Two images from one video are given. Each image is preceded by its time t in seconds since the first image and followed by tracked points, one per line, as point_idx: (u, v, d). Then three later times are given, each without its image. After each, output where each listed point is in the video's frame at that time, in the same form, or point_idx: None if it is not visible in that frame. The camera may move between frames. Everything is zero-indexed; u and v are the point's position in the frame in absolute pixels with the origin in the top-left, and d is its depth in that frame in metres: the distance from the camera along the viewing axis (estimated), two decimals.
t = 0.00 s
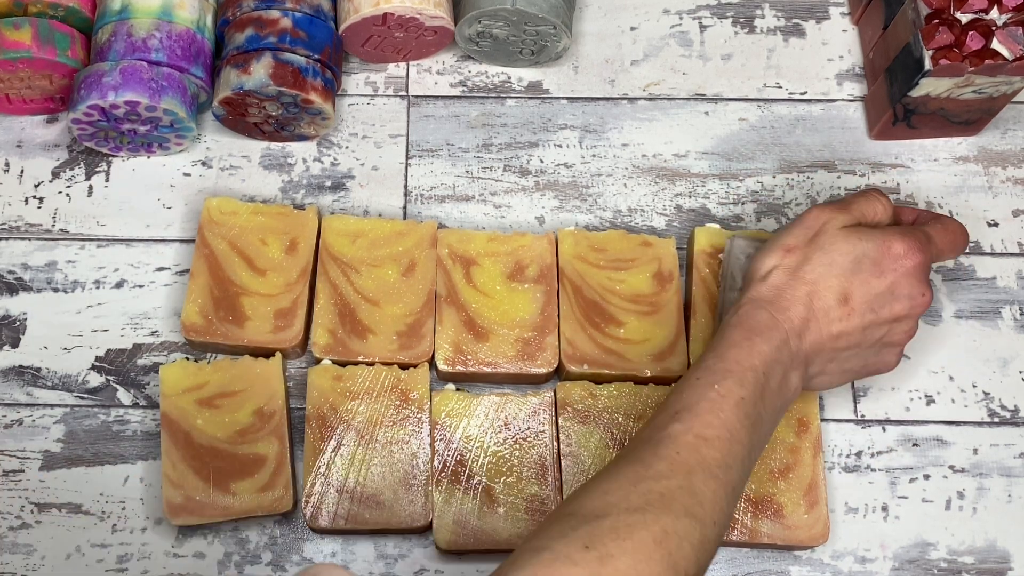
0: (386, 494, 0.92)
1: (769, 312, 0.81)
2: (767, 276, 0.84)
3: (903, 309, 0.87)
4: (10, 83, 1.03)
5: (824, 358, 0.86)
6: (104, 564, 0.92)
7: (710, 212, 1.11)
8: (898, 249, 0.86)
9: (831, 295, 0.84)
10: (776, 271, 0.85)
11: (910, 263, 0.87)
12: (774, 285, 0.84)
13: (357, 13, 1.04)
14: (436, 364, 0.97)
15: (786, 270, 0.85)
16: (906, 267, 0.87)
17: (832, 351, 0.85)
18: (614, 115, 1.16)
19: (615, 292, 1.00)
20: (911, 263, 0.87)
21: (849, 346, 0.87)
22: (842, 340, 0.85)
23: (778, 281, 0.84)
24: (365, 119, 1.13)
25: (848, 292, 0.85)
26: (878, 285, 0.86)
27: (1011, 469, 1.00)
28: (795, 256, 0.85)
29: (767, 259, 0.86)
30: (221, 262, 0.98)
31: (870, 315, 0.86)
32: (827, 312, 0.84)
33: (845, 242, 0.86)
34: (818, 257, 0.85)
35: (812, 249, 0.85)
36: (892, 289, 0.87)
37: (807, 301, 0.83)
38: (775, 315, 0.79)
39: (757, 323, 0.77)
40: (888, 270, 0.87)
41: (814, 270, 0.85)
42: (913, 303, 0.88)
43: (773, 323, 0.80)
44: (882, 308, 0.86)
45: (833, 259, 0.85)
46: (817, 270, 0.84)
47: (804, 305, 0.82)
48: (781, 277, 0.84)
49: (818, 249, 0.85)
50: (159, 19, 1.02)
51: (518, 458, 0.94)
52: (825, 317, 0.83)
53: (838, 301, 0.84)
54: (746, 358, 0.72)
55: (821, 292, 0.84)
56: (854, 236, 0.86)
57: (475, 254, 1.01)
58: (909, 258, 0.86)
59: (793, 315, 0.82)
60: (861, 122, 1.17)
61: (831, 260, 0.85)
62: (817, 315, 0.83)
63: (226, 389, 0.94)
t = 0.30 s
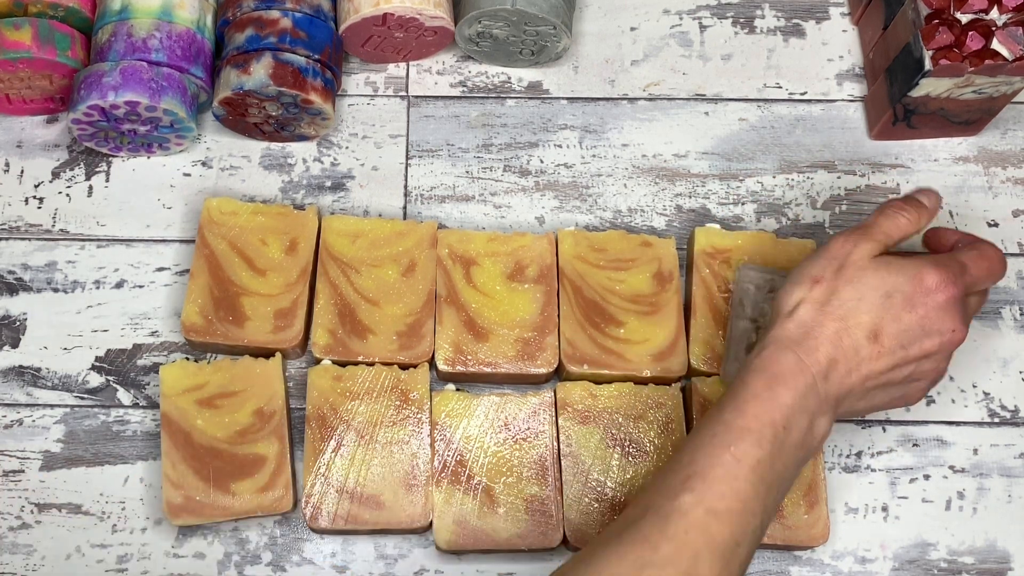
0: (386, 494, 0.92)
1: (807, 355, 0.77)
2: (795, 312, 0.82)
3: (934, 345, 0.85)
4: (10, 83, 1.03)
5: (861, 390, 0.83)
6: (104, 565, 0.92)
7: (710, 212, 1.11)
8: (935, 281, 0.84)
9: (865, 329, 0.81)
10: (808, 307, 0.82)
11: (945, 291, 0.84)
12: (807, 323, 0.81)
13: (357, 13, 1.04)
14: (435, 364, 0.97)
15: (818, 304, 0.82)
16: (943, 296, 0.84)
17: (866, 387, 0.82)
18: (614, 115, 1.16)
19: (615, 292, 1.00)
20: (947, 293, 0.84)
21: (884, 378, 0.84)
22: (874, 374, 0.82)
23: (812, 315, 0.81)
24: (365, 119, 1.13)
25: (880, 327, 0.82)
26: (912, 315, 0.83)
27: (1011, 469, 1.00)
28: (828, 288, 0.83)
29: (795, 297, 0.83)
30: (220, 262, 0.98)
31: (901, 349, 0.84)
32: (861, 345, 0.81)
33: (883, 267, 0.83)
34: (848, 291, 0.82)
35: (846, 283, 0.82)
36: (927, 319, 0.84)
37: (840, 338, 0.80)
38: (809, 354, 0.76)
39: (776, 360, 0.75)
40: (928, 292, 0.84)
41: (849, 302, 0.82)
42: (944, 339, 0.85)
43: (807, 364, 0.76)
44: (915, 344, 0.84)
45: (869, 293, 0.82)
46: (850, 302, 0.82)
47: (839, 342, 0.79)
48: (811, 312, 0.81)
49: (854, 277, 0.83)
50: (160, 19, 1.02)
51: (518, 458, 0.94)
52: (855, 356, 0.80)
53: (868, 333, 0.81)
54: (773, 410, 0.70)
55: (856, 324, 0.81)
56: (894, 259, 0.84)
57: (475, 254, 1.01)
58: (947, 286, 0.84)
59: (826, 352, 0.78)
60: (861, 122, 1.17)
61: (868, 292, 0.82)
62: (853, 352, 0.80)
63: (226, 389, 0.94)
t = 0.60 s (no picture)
0: (385, 494, 0.92)
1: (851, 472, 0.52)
2: (878, 399, 0.54)
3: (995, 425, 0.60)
4: (10, 83, 1.03)
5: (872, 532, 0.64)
6: (103, 565, 0.92)
7: (711, 212, 1.11)
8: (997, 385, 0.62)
9: (946, 471, 0.54)
10: (893, 410, 0.53)
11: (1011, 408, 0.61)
12: (884, 420, 0.53)
13: (358, 13, 1.04)
14: (435, 364, 0.97)
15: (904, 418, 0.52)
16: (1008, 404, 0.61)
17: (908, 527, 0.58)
18: (614, 116, 1.16)
19: (615, 292, 1.00)
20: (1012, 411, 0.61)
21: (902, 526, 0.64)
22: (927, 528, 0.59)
23: (896, 428, 0.52)
24: (365, 119, 1.13)
25: (966, 469, 0.55)
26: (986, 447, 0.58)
27: (1011, 469, 1.00)
28: (910, 390, 0.54)
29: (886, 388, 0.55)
30: (220, 262, 0.98)
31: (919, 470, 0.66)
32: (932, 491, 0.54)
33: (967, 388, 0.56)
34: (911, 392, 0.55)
35: (927, 377, 0.56)
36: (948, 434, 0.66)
37: (910, 471, 0.53)
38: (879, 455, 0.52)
39: (860, 445, 0.52)
40: (987, 431, 0.60)
41: (940, 422, 0.53)
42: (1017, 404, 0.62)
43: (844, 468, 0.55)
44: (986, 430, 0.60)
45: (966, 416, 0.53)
46: (942, 430, 0.53)
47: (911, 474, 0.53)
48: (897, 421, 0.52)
49: (946, 387, 0.54)
50: (160, 19, 1.02)
51: (518, 458, 0.93)
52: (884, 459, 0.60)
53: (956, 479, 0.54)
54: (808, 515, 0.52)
55: (940, 461, 0.53)
56: (978, 373, 0.59)
57: (475, 254, 1.01)
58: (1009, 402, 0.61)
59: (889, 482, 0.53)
60: (861, 122, 1.17)
61: (963, 418, 0.53)
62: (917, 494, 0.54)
63: (226, 389, 0.94)
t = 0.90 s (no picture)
0: (385, 494, 0.92)
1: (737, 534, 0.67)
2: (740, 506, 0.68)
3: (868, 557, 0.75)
4: (10, 83, 1.03)
5: None
6: (103, 564, 0.92)
7: (711, 212, 1.11)
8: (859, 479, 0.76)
9: (823, 559, 0.66)
10: (751, 512, 0.67)
11: (880, 491, 0.75)
12: (746, 525, 0.66)
13: (357, 13, 1.04)
14: (435, 364, 0.97)
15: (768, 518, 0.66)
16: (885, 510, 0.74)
17: None
18: (614, 115, 1.16)
19: (615, 292, 1.00)
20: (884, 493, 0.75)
21: None
22: None
23: (760, 529, 0.66)
24: (365, 119, 1.13)
25: (841, 561, 0.67)
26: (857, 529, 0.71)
27: (1011, 469, 1.00)
28: (774, 494, 0.67)
29: (750, 495, 0.69)
30: (220, 262, 0.98)
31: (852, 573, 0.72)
32: None
33: (821, 485, 0.70)
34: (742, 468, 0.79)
35: (793, 479, 0.70)
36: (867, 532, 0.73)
37: (783, 564, 0.65)
38: (749, 555, 0.65)
39: (733, 551, 0.65)
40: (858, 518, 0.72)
41: (803, 520, 0.66)
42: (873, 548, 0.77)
43: None
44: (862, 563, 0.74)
45: (824, 506, 0.66)
46: (807, 520, 0.66)
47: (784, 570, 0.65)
48: (757, 520, 0.66)
49: (805, 487, 0.68)
50: (160, 19, 1.02)
51: (518, 458, 0.93)
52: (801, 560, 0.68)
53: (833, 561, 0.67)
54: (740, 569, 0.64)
55: (811, 550, 0.65)
56: (831, 471, 0.73)
57: (475, 254, 1.01)
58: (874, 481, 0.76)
59: None
60: (861, 122, 1.17)
61: (823, 510, 0.66)
62: None
63: (226, 389, 0.94)
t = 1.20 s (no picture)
0: (385, 495, 0.92)
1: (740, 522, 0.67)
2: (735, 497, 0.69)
3: (875, 546, 0.75)
4: (10, 83, 1.03)
5: None
6: (103, 565, 0.92)
7: (710, 212, 1.11)
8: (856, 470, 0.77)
9: (818, 548, 0.67)
10: (746, 505, 0.68)
11: (875, 480, 0.76)
12: (741, 516, 0.67)
13: (358, 13, 1.04)
14: (436, 364, 0.97)
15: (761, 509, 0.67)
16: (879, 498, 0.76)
17: None
18: (614, 116, 1.16)
19: (615, 292, 1.00)
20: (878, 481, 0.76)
21: None
22: None
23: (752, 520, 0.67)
24: (365, 119, 1.13)
25: (835, 549, 0.68)
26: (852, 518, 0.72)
27: (1011, 469, 1.00)
28: (767, 486, 0.68)
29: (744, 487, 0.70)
30: (220, 262, 0.98)
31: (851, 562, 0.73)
32: (809, 570, 0.66)
33: (815, 476, 0.71)
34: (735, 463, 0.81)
35: (787, 472, 0.71)
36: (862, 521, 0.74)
37: (776, 555, 0.66)
38: (746, 547, 0.65)
39: (729, 543, 0.66)
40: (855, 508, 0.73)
41: (797, 510, 0.67)
42: (881, 539, 0.76)
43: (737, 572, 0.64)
44: (863, 553, 0.74)
45: (817, 496, 0.68)
46: (801, 511, 0.67)
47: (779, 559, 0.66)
48: (752, 512, 0.67)
49: (798, 479, 0.69)
50: (160, 19, 1.02)
51: (518, 458, 0.93)
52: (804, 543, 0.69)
53: (828, 549, 0.68)
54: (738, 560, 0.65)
55: (806, 539, 0.67)
56: (826, 461, 0.74)
57: (475, 254, 1.01)
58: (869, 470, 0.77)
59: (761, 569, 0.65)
60: (861, 122, 1.17)
61: (816, 501, 0.68)
62: (794, 574, 0.66)
63: (226, 389, 0.93)
